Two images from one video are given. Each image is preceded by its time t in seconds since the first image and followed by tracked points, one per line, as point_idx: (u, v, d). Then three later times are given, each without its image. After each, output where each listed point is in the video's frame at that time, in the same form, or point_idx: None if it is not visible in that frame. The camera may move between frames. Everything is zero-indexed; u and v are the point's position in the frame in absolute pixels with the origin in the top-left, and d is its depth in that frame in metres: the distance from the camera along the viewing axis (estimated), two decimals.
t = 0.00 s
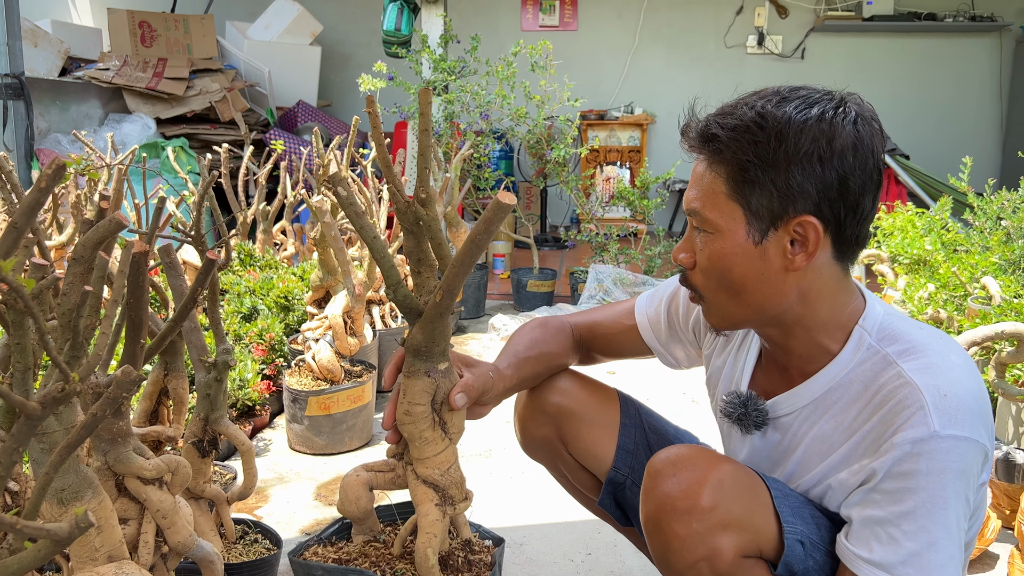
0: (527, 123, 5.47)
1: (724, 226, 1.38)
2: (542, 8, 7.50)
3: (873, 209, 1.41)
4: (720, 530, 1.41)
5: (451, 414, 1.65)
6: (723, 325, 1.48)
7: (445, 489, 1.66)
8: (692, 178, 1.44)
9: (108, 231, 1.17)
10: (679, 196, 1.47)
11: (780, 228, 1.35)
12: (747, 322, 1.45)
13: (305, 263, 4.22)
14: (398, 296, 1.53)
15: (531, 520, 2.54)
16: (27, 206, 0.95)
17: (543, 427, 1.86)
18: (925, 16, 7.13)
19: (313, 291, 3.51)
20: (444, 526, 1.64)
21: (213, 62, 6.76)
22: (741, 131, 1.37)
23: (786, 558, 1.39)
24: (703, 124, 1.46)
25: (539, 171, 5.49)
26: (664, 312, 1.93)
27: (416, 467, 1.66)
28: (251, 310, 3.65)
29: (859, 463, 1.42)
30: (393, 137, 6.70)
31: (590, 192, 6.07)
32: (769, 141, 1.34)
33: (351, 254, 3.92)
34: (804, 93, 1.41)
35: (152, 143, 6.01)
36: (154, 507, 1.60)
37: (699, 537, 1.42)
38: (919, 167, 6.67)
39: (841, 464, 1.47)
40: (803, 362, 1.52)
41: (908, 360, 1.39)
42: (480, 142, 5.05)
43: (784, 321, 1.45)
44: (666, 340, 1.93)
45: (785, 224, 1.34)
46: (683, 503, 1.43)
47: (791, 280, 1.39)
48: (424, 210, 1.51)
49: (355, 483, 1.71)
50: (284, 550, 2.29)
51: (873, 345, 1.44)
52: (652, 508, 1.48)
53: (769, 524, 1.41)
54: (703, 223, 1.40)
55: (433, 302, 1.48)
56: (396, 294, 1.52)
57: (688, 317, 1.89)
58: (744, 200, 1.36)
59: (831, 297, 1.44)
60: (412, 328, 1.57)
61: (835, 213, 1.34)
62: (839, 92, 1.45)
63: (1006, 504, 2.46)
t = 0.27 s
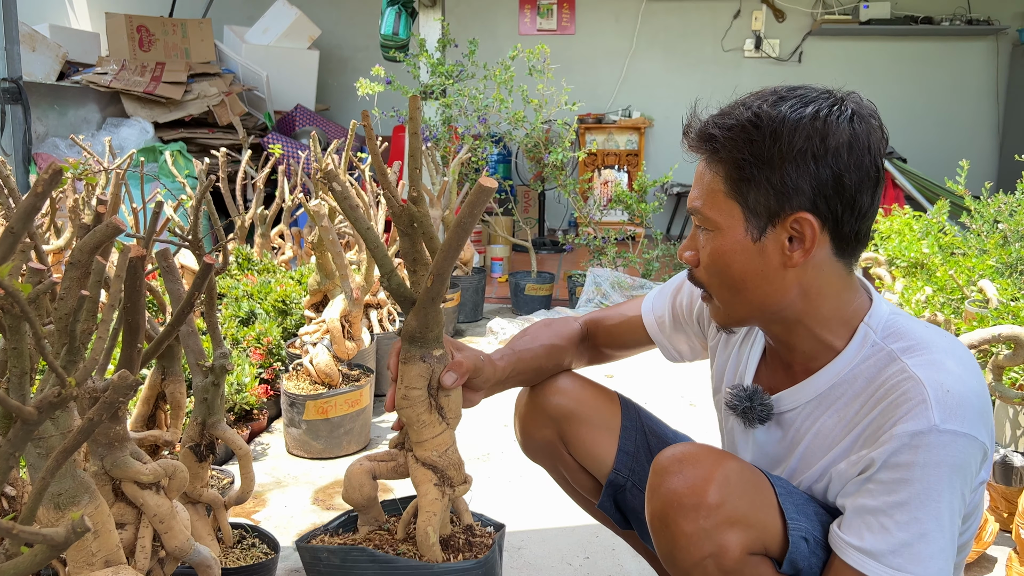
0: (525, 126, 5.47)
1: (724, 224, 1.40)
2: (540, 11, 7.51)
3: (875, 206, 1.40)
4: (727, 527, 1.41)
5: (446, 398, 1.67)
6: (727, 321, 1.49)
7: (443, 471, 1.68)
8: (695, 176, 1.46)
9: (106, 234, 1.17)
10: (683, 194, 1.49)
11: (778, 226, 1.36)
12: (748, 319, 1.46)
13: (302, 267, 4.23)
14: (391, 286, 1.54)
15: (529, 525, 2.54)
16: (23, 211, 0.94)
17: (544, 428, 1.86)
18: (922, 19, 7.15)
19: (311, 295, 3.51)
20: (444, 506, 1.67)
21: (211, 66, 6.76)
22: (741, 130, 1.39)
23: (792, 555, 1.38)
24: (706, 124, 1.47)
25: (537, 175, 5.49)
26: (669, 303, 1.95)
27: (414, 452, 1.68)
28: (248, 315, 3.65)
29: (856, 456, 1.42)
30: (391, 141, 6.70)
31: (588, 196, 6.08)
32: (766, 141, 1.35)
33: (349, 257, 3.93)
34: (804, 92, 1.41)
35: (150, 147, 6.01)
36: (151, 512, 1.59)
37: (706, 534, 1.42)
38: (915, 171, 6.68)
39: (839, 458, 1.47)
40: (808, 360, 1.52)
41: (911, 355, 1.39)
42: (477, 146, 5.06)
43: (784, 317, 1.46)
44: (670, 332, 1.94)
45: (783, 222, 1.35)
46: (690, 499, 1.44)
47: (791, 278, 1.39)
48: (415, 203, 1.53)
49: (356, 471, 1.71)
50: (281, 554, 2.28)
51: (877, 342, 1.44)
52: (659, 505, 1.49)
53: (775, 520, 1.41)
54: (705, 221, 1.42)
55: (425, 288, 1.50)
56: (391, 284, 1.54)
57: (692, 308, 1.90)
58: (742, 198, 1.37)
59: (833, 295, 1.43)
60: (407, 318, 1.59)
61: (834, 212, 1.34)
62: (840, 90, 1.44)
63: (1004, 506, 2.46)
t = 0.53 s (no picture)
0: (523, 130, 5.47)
1: (725, 220, 1.41)
2: (538, 16, 7.54)
3: (875, 207, 1.40)
4: (719, 524, 1.40)
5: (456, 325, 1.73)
6: (724, 317, 1.50)
7: (454, 391, 1.76)
8: (698, 172, 1.47)
9: (104, 238, 1.17)
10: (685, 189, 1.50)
11: (776, 224, 1.36)
12: (746, 314, 1.48)
13: (301, 271, 4.23)
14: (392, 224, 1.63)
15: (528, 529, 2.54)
16: (19, 214, 0.94)
17: (556, 407, 1.84)
18: (919, 23, 7.18)
19: (309, 298, 3.51)
20: (453, 416, 1.74)
21: (209, 70, 6.77)
22: (743, 128, 1.39)
23: (784, 553, 1.38)
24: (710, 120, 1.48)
25: (535, 179, 5.50)
26: (679, 300, 1.96)
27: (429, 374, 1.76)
28: (247, 319, 3.65)
29: (847, 457, 1.41)
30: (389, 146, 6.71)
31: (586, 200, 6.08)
32: (767, 139, 1.36)
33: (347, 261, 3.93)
34: (807, 92, 1.41)
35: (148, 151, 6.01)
36: (148, 517, 1.59)
37: (697, 531, 1.41)
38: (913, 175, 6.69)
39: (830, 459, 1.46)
40: (803, 358, 1.53)
41: (902, 357, 1.39)
42: (476, 150, 5.07)
43: (781, 314, 1.46)
44: (676, 330, 1.95)
45: (781, 220, 1.36)
46: (682, 497, 1.43)
47: (788, 276, 1.40)
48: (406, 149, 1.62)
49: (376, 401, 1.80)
50: (279, 558, 2.28)
51: (871, 343, 1.43)
52: (650, 503, 1.47)
53: (766, 518, 1.41)
54: (706, 216, 1.44)
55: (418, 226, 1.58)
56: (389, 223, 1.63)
57: (698, 305, 1.91)
58: (743, 195, 1.38)
59: (830, 294, 1.44)
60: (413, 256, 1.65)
61: (832, 212, 1.34)
62: (843, 91, 1.44)
63: (1003, 509, 2.46)
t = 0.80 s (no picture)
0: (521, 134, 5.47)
1: (709, 236, 1.41)
2: (536, 20, 7.55)
3: (856, 217, 1.41)
4: (699, 528, 1.41)
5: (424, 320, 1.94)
6: (710, 328, 1.51)
7: (421, 377, 1.97)
8: (681, 186, 1.46)
9: (100, 243, 1.17)
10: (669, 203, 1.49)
11: (761, 240, 1.36)
12: (731, 326, 1.48)
13: (299, 275, 4.23)
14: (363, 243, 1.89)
15: (526, 533, 2.54)
16: (14, 220, 0.94)
17: (562, 389, 1.85)
18: (917, 27, 7.19)
19: (307, 302, 3.51)
20: (419, 397, 1.97)
21: (208, 75, 6.78)
22: (726, 144, 1.38)
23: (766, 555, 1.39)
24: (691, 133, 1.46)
25: (533, 182, 5.51)
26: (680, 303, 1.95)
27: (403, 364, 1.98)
28: (245, 323, 3.65)
29: (830, 468, 1.41)
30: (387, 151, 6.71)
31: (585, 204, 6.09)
32: (750, 158, 1.35)
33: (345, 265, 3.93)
34: (790, 104, 1.40)
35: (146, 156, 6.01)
36: (145, 522, 1.59)
37: (678, 536, 1.42)
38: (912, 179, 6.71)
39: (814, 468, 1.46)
40: (786, 366, 1.53)
41: (879, 363, 1.37)
42: (474, 154, 5.08)
43: (766, 325, 1.47)
44: (677, 331, 1.95)
45: (766, 237, 1.35)
46: (662, 503, 1.43)
47: (773, 288, 1.40)
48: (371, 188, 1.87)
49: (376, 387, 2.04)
50: (277, 563, 2.28)
51: (850, 350, 1.42)
52: (631, 509, 1.47)
53: (747, 522, 1.41)
54: (690, 232, 1.43)
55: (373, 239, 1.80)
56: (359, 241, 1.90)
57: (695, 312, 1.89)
58: (727, 211, 1.38)
59: (813, 303, 1.44)
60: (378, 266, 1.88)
61: (816, 227, 1.34)
62: (823, 101, 1.44)
63: (1001, 512, 2.46)
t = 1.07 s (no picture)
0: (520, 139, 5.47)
1: (686, 231, 1.40)
2: (534, 24, 7.56)
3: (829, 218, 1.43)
4: (675, 534, 1.41)
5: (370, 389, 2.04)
6: (683, 321, 1.51)
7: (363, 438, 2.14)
8: (660, 181, 1.44)
9: (95, 247, 1.17)
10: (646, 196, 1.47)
11: (738, 238, 1.36)
12: (703, 319, 1.48)
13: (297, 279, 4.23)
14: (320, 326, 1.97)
15: (523, 538, 2.54)
16: (9, 223, 0.94)
17: (536, 409, 1.84)
18: (914, 31, 7.20)
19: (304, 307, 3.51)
20: (357, 459, 2.15)
21: (206, 80, 6.78)
22: (707, 141, 1.37)
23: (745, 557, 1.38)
24: (672, 127, 1.44)
25: (532, 187, 5.51)
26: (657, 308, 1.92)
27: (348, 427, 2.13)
28: (243, 327, 3.64)
29: (801, 459, 1.39)
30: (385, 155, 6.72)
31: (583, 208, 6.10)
32: (732, 158, 1.34)
33: (343, 270, 3.93)
34: (774, 106, 1.39)
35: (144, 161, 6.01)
36: (141, 526, 1.59)
37: (655, 542, 1.41)
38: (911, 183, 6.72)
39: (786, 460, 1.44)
40: (757, 361, 1.52)
41: (844, 353, 1.37)
42: (472, 159, 5.08)
43: (737, 319, 1.47)
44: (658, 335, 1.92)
45: (743, 235, 1.36)
46: (637, 512, 1.43)
47: (746, 285, 1.41)
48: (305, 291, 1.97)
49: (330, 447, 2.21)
50: (274, 569, 2.28)
51: (818, 342, 1.42)
52: (609, 519, 1.48)
53: (724, 525, 1.41)
54: (668, 226, 1.42)
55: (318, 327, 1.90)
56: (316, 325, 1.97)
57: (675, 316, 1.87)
58: (706, 209, 1.37)
59: (783, 298, 1.45)
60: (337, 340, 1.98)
61: (792, 228, 1.36)
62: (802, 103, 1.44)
63: (1000, 516, 2.46)
